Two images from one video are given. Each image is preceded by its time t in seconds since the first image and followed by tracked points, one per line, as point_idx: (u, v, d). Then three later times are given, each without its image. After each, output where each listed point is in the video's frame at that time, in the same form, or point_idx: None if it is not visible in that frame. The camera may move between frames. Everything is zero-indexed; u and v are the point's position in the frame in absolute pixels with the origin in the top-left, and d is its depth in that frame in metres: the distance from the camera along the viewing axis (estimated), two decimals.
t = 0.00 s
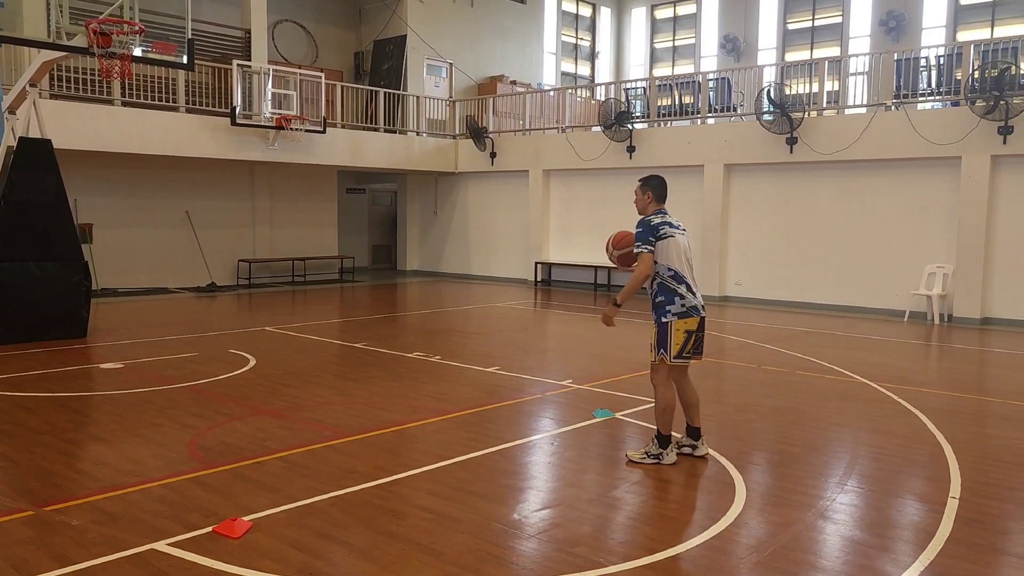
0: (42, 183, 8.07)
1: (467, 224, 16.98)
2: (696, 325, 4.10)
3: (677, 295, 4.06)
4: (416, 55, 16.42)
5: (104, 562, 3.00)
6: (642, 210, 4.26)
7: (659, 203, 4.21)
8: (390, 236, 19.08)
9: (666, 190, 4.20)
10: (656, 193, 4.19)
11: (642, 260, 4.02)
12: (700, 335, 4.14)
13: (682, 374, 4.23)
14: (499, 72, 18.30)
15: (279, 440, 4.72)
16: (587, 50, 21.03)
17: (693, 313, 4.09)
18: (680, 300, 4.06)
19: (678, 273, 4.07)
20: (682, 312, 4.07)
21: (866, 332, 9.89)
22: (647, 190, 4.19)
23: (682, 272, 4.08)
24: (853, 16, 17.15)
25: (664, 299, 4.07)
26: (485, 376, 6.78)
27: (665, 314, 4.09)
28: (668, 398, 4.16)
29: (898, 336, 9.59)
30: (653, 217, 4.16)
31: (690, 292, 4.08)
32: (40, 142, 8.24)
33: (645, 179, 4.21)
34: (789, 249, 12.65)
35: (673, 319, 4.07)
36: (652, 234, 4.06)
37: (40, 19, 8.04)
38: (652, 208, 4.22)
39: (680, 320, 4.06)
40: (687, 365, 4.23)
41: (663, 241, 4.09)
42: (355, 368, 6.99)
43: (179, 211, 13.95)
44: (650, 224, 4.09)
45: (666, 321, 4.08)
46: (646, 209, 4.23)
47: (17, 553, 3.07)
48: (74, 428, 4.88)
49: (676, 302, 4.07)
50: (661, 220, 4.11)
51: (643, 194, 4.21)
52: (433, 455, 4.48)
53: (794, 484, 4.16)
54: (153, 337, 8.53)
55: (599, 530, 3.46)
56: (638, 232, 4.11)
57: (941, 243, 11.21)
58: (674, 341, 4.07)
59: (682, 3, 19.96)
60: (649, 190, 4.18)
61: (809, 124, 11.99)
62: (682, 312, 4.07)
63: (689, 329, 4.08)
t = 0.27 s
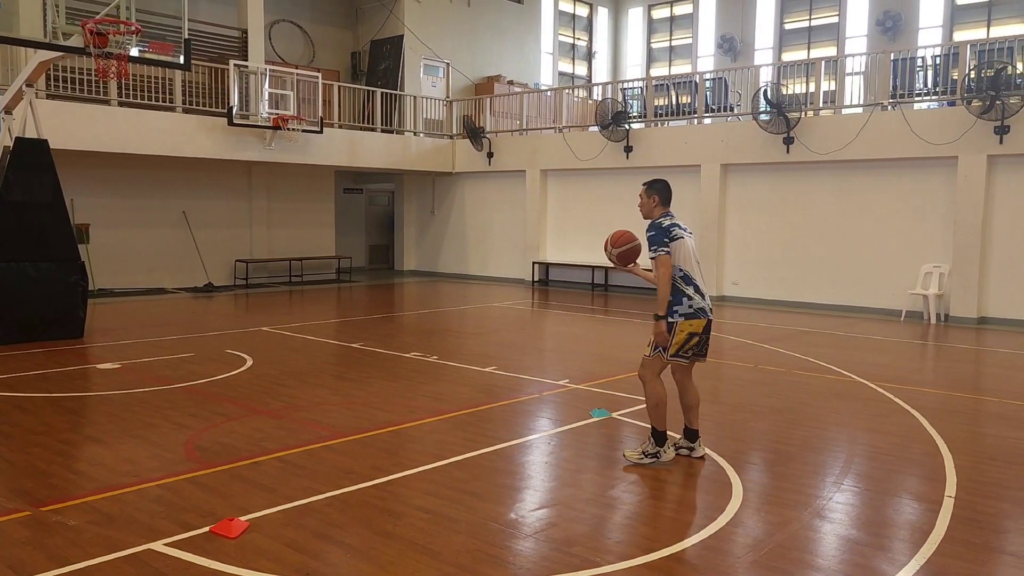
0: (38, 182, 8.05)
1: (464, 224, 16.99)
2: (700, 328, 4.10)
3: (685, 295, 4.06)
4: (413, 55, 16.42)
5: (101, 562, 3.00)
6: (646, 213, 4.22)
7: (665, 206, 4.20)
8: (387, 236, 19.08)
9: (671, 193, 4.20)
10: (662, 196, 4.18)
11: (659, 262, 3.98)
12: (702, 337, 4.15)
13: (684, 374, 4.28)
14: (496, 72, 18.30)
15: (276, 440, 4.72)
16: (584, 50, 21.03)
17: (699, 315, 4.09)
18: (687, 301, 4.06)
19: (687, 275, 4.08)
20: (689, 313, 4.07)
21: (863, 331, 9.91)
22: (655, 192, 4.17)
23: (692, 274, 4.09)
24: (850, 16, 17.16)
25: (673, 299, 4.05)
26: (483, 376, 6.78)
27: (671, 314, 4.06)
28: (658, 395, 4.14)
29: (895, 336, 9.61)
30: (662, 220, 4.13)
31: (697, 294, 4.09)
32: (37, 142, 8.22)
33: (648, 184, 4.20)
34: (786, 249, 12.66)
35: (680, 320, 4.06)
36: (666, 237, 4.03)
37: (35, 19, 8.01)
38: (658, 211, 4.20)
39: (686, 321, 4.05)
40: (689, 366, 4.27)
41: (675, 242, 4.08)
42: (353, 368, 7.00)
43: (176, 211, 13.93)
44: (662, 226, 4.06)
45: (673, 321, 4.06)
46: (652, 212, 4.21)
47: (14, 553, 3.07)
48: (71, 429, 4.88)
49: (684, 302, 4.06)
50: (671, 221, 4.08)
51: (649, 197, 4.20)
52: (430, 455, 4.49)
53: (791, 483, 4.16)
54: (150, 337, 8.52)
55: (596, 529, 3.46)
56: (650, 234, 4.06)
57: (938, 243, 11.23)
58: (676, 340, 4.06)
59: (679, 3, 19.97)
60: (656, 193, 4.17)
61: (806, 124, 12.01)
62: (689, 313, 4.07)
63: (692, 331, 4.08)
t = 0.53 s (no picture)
0: (35, 181, 8.04)
1: (462, 223, 16.99)
2: (701, 328, 4.11)
3: (684, 296, 4.06)
4: (411, 55, 16.41)
5: (99, 561, 3.00)
6: (642, 213, 4.23)
7: (661, 205, 4.20)
8: (385, 235, 19.08)
9: (668, 192, 4.19)
10: (658, 196, 4.18)
11: (655, 264, 3.98)
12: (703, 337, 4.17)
13: (683, 375, 4.30)
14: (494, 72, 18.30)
15: (274, 440, 4.72)
16: (582, 50, 21.04)
17: (699, 315, 4.09)
18: (686, 302, 4.06)
19: (686, 274, 4.08)
20: (688, 313, 4.07)
21: (860, 331, 9.92)
22: (653, 191, 4.16)
23: (689, 274, 4.09)
24: (847, 16, 17.18)
25: (673, 300, 4.06)
26: (481, 375, 6.79)
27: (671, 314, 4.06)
28: (668, 400, 4.13)
29: (892, 335, 9.62)
30: (658, 219, 4.14)
31: (696, 293, 4.09)
32: (34, 142, 8.21)
33: (646, 182, 4.19)
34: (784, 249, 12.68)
35: (679, 320, 4.06)
36: (662, 237, 4.03)
37: (33, 19, 8.00)
38: (654, 211, 4.20)
39: (686, 321, 4.06)
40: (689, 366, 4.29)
41: (671, 242, 4.08)
42: (351, 367, 7.00)
43: (174, 211, 13.93)
44: (658, 227, 4.07)
45: (673, 322, 4.06)
46: (648, 212, 4.21)
47: (12, 553, 3.07)
48: (69, 428, 4.88)
49: (683, 303, 4.06)
50: (667, 221, 4.10)
51: (645, 196, 4.18)
52: (428, 454, 4.49)
53: (788, 482, 4.17)
54: (148, 337, 8.52)
55: (594, 528, 3.47)
56: (646, 234, 4.08)
57: (935, 242, 11.25)
58: (678, 342, 4.06)
59: (677, 3, 19.99)
60: (652, 193, 4.16)
61: (804, 124, 12.02)
62: (688, 313, 4.07)
63: (693, 331, 4.09)
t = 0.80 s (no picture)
0: (34, 182, 8.03)
1: (461, 223, 16.99)
2: (701, 329, 4.12)
3: (685, 297, 4.07)
4: (410, 54, 16.40)
5: (98, 561, 3.01)
6: (639, 217, 4.25)
7: (655, 208, 4.21)
8: (384, 235, 19.08)
9: (661, 194, 4.18)
10: (653, 198, 4.18)
11: (648, 266, 3.98)
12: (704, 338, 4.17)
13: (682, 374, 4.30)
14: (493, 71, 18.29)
15: (273, 439, 4.73)
16: (581, 49, 21.04)
17: (700, 316, 4.09)
18: (687, 303, 4.07)
19: (687, 276, 4.07)
20: (689, 315, 4.08)
21: (859, 330, 9.93)
22: (647, 194, 4.17)
23: (689, 275, 4.08)
24: (846, 15, 17.18)
25: (672, 301, 4.07)
26: (480, 375, 6.79)
27: (671, 316, 4.08)
28: (667, 401, 4.11)
29: (891, 334, 9.63)
30: (653, 222, 4.15)
31: (697, 295, 4.09)
32: (33, 142, 8.21)
33: (640, 186, 4.20)
34: (783, 248, 12.68)
35: (680, 322, 4.07)
36: (657, 239, 4.04)
37: (32, 19, 8.03)
38: (648, 214, 4.21)
39: (686, 323, 4.06)
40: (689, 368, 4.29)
41: (667, 245, 4.07)
42: (350, 367, 7.01)
43: (173, 211, 13.92)
44: (653, 229, 4.07)
45: (673, 323, 4.08)
46: (642, 215, 4.22)
47: (12, 552, 3.08)
48: (68, 428, 4.88)
49: (683, 305, 4.07)
50: (663, 224, 4.09)
51: (638, 199, 4.20)
52: (427, 454, 4.50)
53: (787, 481, 4.18)
54: (147, 337, 8.52)
55: (593, 527, 3.48)
56: (641, 237, 4.08)
57: (934, 241, 11.26)
58: (679, 343, 4.08)
59: (676, 2, 19.99)
60: (646, 196, 4.17)
61: (802, 123, 12.02)
62: (689, 314, 4.07)
63: (694, 333, 4.10)
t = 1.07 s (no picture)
0: (34, 182, 8.03)
1: (461, 222, 16.99)
2: (702, 327, 4.12)
3: (685, 295, 4.07)
4: (410, 54, 16.39)
5: (99, 560, 3.01)
6: (641, 216, 4.24)
7: (658, 208, 4.20)
8: (385, 234, 19.07)
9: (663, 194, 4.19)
10: (655, 198, 4.19)
11: (653, 264, 3.97)
12: (705, 336, 4.18)
13: (683, 373, 4.30)
14: (493, 70, 18.28)
15: (274, 438, 4.73)
16: (581, 48, 21.03)
17: (700, 315, 4.10)
18: (687, 301, 4.07)
19: (686, 274, 4.08)
20: (689, 313, 4.08)
21: (859, 329, 9.93)
22: (649, 193, 4.17)
23: (689, 274, 4.08)
24: (847, 14, 17.18)
25: (673, 299, 4.08)
26: (480, 374, 6.79)
27: (672, 314, 4.09)
28: (667, 398, 4.09)
29: (891, 333, 9.63)
30: (655, 221, 4.14)
31: (697, 293, 4.09)
32: (33, 141, 8.21)
33: (642, 185, 4.20)
34: (783, 247, 12.68)
35: (680, 319, 4.07)
36: (660, 238, 4.03)
37: (32, 18, 8.04)
38: (652, 213, 4.20)
39: (686, 321, 4.07)
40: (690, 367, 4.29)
41: (669, 244, 4.07)
42: (350, 366, 7.01)
43: (173, 211, 13.92)
44: (656, 229, 4.06)
45: (673, 321, 4.08)
46: (645, 215, 4.21)
47: (12, 551, 3.08)
48: (69, 428, 4.88)
49: (684, 303, 4.07)
50: (666, 223, 4.09)
51: (642, 199, 4.20)
52: (427, 453, 4.50)
53: (787, 479, 4.18)
54: (148, 336, 8.52)
55: (594, 526, 3.48)
56: (645, 237, 4.06)
57: (934, 240, 11.26)
58: (679, 341, 4.08)
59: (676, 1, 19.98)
60: (649, 195, 4.17)
61: (802, 122, 12.03)
62: (689, 312, 4.08)
63: (694, 331, 4.10)
